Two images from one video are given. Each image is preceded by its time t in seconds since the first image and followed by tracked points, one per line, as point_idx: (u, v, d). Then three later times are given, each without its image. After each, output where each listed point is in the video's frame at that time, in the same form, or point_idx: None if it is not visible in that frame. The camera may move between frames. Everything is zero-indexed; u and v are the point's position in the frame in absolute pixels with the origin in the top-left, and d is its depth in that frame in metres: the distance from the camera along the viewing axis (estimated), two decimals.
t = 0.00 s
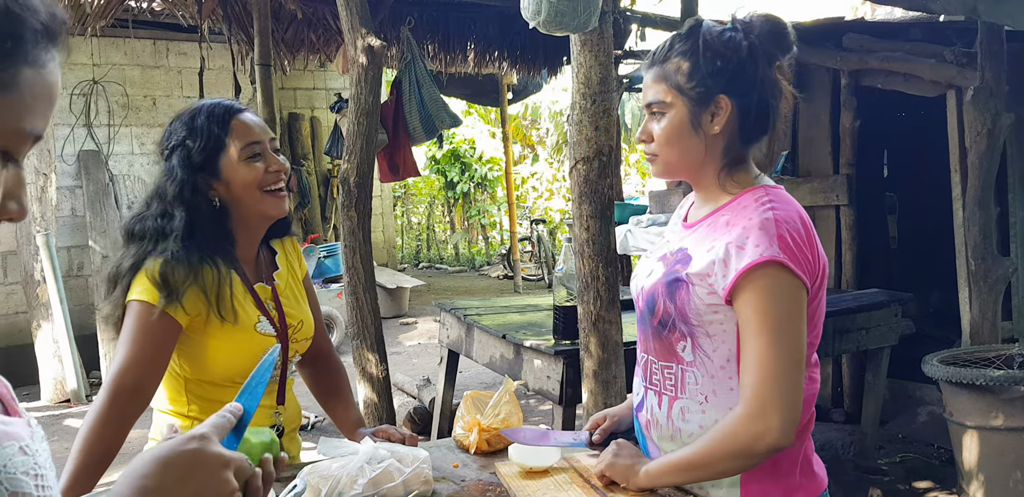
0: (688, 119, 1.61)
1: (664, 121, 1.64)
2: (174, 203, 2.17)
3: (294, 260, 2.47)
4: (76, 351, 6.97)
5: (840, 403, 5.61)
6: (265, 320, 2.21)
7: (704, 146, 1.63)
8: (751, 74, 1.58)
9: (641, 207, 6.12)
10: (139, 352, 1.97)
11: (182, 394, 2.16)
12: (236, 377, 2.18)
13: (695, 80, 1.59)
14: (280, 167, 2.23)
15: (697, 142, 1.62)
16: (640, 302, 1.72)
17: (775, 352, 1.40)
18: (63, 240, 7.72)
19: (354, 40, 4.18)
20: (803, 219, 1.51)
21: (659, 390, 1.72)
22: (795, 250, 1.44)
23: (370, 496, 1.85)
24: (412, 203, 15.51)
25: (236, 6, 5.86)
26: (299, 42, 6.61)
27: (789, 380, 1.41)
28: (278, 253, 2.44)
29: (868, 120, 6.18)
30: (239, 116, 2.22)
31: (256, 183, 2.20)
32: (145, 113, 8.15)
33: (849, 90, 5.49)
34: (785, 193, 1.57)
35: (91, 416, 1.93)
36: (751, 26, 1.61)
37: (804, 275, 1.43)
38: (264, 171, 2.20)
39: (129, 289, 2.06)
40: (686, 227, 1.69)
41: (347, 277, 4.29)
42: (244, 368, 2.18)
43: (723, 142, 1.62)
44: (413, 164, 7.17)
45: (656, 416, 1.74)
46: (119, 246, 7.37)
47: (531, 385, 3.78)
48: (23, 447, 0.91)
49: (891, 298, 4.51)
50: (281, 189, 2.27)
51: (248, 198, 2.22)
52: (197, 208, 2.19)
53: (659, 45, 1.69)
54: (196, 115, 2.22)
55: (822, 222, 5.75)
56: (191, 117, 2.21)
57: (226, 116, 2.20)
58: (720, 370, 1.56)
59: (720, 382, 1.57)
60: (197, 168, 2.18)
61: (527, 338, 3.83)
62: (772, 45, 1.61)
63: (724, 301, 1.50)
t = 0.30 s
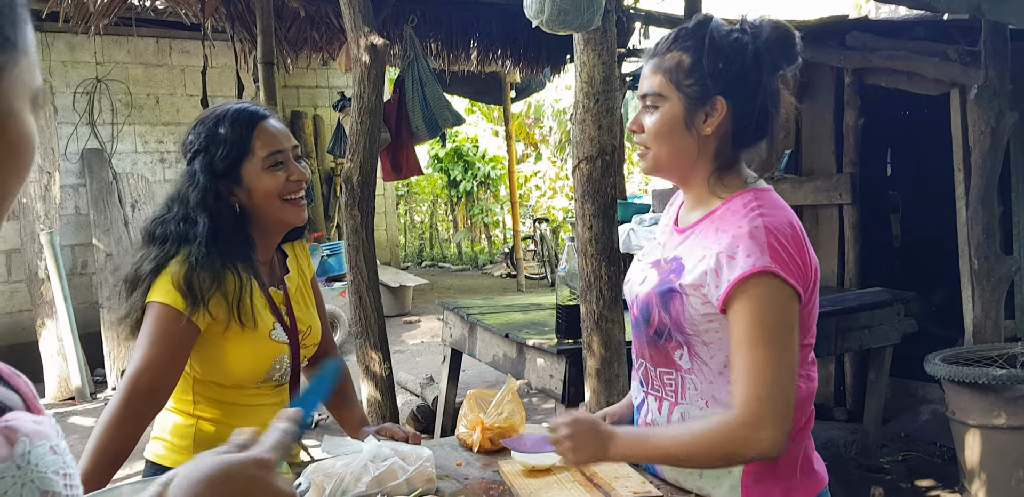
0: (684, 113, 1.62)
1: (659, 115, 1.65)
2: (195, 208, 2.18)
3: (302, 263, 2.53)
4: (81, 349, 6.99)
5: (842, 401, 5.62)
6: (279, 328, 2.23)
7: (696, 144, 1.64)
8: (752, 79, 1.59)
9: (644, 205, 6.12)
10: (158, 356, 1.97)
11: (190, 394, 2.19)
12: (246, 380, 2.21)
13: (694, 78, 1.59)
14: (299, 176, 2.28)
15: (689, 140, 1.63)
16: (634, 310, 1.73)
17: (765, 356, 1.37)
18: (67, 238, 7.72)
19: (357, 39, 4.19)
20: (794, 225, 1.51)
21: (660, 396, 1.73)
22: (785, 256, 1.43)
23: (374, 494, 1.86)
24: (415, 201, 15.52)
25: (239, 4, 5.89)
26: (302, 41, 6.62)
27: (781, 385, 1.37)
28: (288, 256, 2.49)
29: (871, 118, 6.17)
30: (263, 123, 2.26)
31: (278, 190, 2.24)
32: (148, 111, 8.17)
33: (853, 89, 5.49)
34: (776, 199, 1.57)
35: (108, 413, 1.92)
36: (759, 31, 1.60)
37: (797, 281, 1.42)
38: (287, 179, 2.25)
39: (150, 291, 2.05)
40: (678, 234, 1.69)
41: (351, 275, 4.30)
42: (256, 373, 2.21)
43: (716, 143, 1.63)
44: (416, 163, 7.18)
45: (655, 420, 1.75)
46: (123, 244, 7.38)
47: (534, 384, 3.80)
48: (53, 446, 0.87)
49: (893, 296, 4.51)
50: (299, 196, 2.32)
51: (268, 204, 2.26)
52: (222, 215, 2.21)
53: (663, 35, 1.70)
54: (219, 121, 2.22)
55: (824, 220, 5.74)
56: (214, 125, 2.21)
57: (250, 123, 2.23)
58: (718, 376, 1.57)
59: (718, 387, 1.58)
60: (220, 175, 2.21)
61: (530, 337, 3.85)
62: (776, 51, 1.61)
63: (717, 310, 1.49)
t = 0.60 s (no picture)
0: (673, 106, 1.61)
1: (648, 106, 1.64)
2: (212, 213, 2.19)
3: (306, 264, 2.53)
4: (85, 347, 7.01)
5: (845, 401, 5.61)
6: (290, 333, 2.25)
7: (681, 137, 1.63)
8: (745, 81, 1.59)
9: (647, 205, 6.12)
10: (176, 356, 1.99)
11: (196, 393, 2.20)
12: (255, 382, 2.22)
13: (688, 72, 1.59)
14: (316, 185, 2.31)
15: (676, 132, 1.63)
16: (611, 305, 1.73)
17: (651, 316, 1.31)
18: (71, 237, 7.73)
19: (361, 39, 4.19)
20: (760, 219, 1.49)
21: (643, 394, 1.73)
22: (726, 240, 1.40)
23: (377, 492, 1.86)
24: (418, 201, 15.51)
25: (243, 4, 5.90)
26: (305, 41, 6.63)
27: (640, 341, 1.32)
28: (295, 259, 2.49)
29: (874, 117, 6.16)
30: (284, 130, 2.28)
31: (295, 198, 2.26)
32: (152, 111, 8.17)
33: (856, 88, 5.47)
34: (756, 198, 1.56)
35: (119, 411, 1.92)
36: (757, 37, 1.61)
37: (734, 273, 1.39)
38: (305, 189, 2.28)
39: (164, 293, 2.06)
40: (654, 226, 1.66)
41: (354, 274, 4.31)
42: (265, 375, 2.22)
43: (700, 139, 1.63)
44: (419, 162, 7.19)
45: (646, 420, 1.76)
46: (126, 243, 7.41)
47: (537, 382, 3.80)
48: (83, 438, 0.94)
49: (897, 296, 4.50)
50: (315, 206, 2.34)
51: (285, 213, 2.27)
52: (241, 223, 2.23)
53: (656, 30, 1.69)
54: (242, 128, 2.23)
55: (828, 220, 5.74)
56: (235, 130, 2.22)
57: (271, 130, 2.25)
58: (691, 371, 1.59)
59: (692, 382, 1.60)
60: (241, 182, 2.22)
61: (533, 336, 3.85)
62: (771, 57, 1.63)
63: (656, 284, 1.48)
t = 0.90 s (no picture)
0: (669, 106, 1.71)
1: (639, 97, 1.72)
2: (220, 211, 2.19)
3: (311, 255, 2.58)
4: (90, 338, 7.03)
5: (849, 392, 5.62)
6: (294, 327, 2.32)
7: (667, 137, 1.73)
8: (734, 105, 1.77)
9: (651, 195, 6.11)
10: (179, 350, 2.00)
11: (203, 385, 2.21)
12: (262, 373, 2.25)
13: (695, 77, 1.71)
14: (326, 191, 2.32)
15: (663, 131, 1.72)
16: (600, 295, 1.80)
17: (562, 297, 1.47)
18: (76, 228, 7.73)
19: (364, 29, 4.18)
20: (707, 216, 1.58)
21: (642, 391, 1.81)
22: (657, 235, 1.52)
23: (381, 483, 1.87)
24: (422, 192, 15.50)
25: None
26: (309, 31, 6.60)
27: (547, 323, 1.47)
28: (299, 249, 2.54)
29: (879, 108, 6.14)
30: (300, 132, 2.27)
31: (304, 202, 2.27)
32: (156, 101, 8.16)
33: (860, 80, 5.43)
34: (719, 196, 1.64)
35: (129, 401, 1.94)
36: (745, 70, 1.81)
37: (662, 265, 1.51)
38: (315, 194, 2.29)
39: (168, 290, 2.09)
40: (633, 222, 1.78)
41: (358, 265, 4.31)
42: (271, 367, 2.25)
43: (682, 143, 1.74)
44: (423, 152, 7.19)
45: (646, 418, 1.84)
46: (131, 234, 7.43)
47: (540, 373, 3.81)
48: (95, 425, 0.95)
49: (901, 287, 4.50)
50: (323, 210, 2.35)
51: (293, 214, 2.28)
52: (250, 224, 2.23)
53: (657, 27, 1.77)
54: (260, 127, 2.22)
55: (831, 211, 5.73)
56: (254, 129, 2.21)
57: (290, 132, 2.24)
58: (670, 366, 1.69)
59: (673, 377, 1.69)
60: (252, 183, 2.23)
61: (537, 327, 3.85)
62: (751, 81, 1.83)
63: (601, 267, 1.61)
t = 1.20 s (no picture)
0: (655, 111, 1.72)
1: (625, 100, 1.74)
2: (236, 216, 2.27)
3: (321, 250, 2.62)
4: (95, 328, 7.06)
5: (853, 383, 5.63)
6: (299, 325, 2.40)
7: (653, 143, 1.74)
8: (723, 105, 1.79)
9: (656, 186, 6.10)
10: (183, 347, 2.07)
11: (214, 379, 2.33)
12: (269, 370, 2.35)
13: (680, 81, 1.72)
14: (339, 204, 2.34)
15: (651, 138, 1.74)
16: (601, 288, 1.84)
17: (539, 311, 1.46)
18: (80, 219, 7.73)
19: (368, 20, 4.17)
20: (683, 216, 1.57)
21: (640, 387, 1.83)
22: (632, 241, 1.52)
23: (388, 473, 1.88)
24: (425, 183, 15.50)
25: None
26: (313, 22, 6.58)
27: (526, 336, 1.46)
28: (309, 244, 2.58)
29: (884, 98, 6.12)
30: (320, 142, 2.28)
31: (317, 212, 2.30)
32: (160, 92, 8.15)
33: (865, 70, 5.41)
34: (698, 193, 1.63)
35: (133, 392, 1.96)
36: (740, 65, 1.81)
37: (639, 269, 1.51)
38: (327, 207, 2.31)
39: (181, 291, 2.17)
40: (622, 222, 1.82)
41: (362, 257, 4.32)
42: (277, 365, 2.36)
43: (670, 149, 1.75)
44: (427, 143, 7.18)
45: (646, 412, 1.86)
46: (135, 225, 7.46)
47: (544, 364, 3.82)
48: (81, 414, 0.91)
49: (905, 278, 4.49)
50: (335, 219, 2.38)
51: (303, 222, 2.32)
52: (261, 227, 2.29)
53: (648, 26, 1.78)
54: (277, 136, 2.25)
55: (836, 202, 5.71)
56: (271, 138, 2.25)
57: (309, 142, 2.26)
58: (665, 363, 1.70)
59: (669, 376, 1.71)
60: (267, 189, 2.28)
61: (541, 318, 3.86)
62: (746, 76, 1.83)
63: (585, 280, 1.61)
